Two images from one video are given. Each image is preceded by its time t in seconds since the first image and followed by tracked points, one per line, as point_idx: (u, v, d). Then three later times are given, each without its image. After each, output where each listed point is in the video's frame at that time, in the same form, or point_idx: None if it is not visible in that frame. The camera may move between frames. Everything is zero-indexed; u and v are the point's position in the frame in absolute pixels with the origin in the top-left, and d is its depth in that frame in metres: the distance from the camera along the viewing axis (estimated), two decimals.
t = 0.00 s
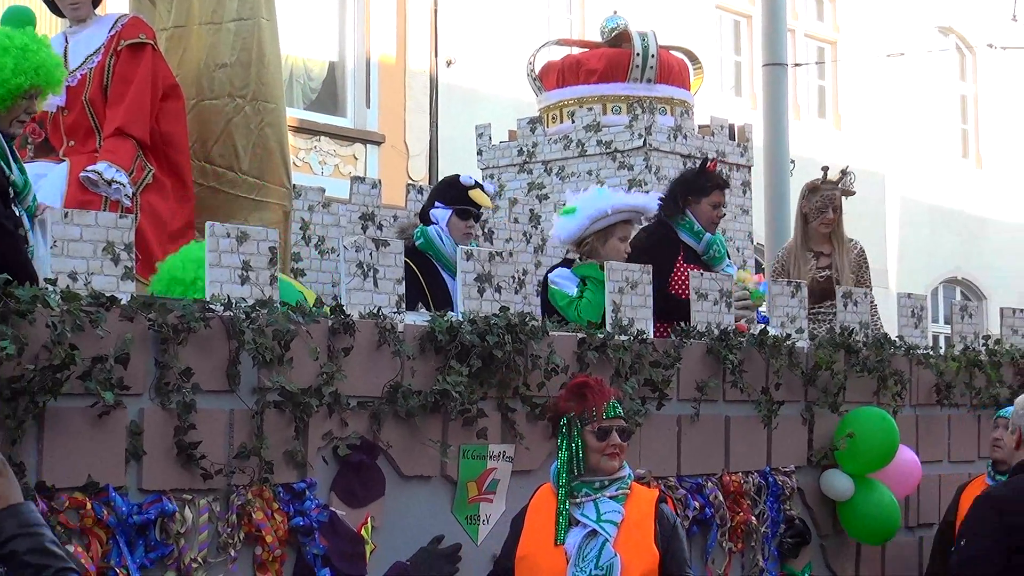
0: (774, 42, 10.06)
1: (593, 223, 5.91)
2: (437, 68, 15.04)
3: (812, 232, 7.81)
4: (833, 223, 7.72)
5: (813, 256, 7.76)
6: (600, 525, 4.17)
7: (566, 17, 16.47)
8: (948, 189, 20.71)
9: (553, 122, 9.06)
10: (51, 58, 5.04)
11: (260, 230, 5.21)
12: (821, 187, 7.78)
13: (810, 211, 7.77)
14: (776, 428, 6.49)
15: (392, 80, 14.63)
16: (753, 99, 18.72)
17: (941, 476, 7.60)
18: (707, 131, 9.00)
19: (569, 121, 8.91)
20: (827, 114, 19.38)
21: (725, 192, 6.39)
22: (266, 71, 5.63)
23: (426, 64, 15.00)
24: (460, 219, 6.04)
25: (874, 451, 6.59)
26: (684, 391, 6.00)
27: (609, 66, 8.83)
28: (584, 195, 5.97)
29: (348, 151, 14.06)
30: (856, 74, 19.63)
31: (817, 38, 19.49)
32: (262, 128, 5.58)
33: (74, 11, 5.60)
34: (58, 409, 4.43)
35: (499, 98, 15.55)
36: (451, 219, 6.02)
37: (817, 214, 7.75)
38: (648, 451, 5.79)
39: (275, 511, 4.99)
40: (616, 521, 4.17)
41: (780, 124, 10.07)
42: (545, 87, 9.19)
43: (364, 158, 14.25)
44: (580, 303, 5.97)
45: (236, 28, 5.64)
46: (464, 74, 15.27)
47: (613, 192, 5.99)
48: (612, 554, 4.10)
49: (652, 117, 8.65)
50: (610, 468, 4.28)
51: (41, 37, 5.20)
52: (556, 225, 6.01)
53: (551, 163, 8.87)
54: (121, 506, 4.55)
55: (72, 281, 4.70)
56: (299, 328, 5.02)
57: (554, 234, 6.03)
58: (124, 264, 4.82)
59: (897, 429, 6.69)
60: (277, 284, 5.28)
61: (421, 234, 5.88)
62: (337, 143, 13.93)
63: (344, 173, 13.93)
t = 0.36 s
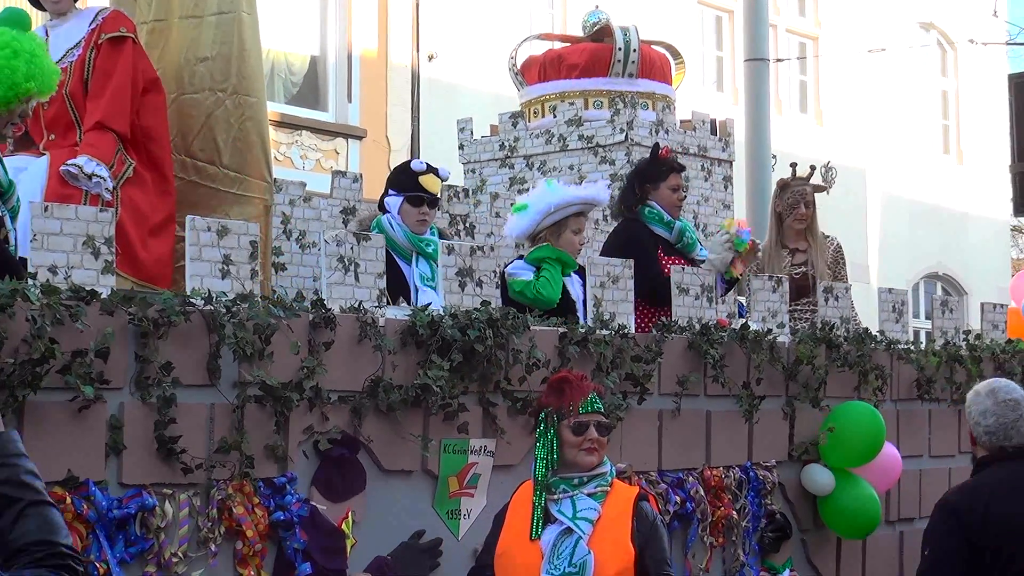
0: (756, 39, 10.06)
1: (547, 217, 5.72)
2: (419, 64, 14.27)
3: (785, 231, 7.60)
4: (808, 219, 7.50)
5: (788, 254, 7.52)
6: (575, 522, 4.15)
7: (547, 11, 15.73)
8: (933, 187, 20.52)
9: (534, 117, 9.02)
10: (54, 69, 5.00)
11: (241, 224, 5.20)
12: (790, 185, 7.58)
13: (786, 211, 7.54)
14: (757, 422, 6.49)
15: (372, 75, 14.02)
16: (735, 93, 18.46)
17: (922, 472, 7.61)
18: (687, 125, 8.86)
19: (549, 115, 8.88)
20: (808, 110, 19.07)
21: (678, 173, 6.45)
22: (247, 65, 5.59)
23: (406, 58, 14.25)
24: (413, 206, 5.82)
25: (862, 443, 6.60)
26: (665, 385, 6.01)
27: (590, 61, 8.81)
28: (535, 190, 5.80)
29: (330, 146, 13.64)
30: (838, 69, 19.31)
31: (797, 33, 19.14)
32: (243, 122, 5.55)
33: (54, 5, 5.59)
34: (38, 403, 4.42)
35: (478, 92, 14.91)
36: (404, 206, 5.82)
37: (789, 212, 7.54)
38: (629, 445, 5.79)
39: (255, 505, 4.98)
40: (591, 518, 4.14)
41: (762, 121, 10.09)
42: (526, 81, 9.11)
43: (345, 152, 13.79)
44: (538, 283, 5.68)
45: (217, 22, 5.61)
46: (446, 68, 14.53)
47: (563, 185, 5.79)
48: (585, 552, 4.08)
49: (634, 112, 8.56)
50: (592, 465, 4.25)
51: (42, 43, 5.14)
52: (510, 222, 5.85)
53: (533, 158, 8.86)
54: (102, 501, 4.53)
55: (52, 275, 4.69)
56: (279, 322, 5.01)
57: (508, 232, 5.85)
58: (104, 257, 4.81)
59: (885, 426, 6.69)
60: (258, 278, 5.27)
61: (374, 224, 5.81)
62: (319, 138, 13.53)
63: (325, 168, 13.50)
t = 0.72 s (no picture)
0: (738, 31, 10.06)
1: (511, 214, 5.89)
2: (401, 58, 14.27)
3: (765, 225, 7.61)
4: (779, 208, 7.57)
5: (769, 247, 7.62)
6: (553, 518, 4.14)
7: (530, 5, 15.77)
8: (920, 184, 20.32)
9: (517, 110, 8.98)
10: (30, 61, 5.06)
11: (223, 217, 5.19)
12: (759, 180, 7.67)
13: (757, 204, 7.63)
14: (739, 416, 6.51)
15: (354, 68, 14.00)
16: (717, 88, 18.36)
17: (903, 466, 7.64)
18: (670, 119, 8.94)
19: (531, 110, 8.85)
20: (790, 104, 18.80)
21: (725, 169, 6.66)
22: (229, 57, 5.60)
23: (389, 53, 14.27)
24: (399, 196, 5.96)
25: (847, 433, 6.61)
26: (648, 378, 6.02)
27: (572, 56, 8.79)
28: (504, 187, 5.97)
29: (311, 140, 13.50)
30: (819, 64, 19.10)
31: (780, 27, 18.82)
32: (224, 116, 5.57)
33: None
34: (18, 397, 4.41)
35: (460, 85, 14.79)
36: (391, 196, 5.95)
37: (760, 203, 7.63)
38: (611, 439, 5.80)
39: (237, 500, 4.97)
40: (569, 514, 4.13)
41: (744, 111, 9.90)
42: (509, 75, 9.09)
43: (327, 147, 13.69)
44: (501, 262, 5.77)
45: (199, 15, 5.61)
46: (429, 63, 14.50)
47: (530, 182, 5.98)
48: (562, 547, 4.07)
49: (616, 105, 8.57)
50: (567, 459, 4.25)
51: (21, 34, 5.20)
52: (477, 219, 6.01)
53: (515, 152, 8.81)
54: (83, 495, 4.53)
55: (33, 268, 4.67)
56: (261, 316, 5.00)
57: (475, 228, 6.02)
58: (85, 251, 4.80)
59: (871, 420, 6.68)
60: (239, 271, 5.28)
61: (364, 218, 5.91)
62: (301, 132, 13.39)
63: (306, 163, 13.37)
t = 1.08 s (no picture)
0: (721, 27, 10.07)
1: (490, 212, 5.92)
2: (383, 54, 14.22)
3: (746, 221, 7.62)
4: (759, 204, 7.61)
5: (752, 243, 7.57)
6: (533, 514, 4.15)
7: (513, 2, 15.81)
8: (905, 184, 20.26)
9: (499, 107, 8.89)
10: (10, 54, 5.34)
11: (204, 212, 5.19)
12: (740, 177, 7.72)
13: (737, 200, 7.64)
14: (722, 413, 6.52)
15: (337, 64, 13.98)
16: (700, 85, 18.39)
17: (885, 462, 7.66)
18: (652, 115, 8.78)
19: (514, 106, 8.77)
20: (774, 101, 18.59)
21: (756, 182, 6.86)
22: (211, 52, 5.58)
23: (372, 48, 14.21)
24: (396, 193, 5.98)
25: (830, 429, 6.63)
26: (630, 375, 6.02)
27: (555, 51, 8.67)
28: (485, 184, 5.99)
29: (292, 135, 13.55)
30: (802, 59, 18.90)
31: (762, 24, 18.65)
32: (206, 111, 5.53)
33: None
34: None
35: (443, 82, 14.70)
36: (388, 192, 5.97)
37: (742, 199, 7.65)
38: (593, 435, 5.80)
39: (218, 495, 4.96)
40: (549, 510, 4.13)
41: (727, 106, 9.93)
42: (492, 71, 8.98)
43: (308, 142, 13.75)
44: (482, 261, 5.77)
45: (181, 10, 5.58)
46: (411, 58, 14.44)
47: (512, 178, 5.95)
48: (542, 543, 4.07)
49: (598, 101, 8.45)
50: (546, 455, 4.27)
51: None
52: (459, 215, 6.05)
53: (498, 148, 8.76)
54: (63, 491, 4.52)
55: (13, 263, 4.65)
56: (243, 312, 4.99)
57: (456, 224, 6.06)
58: (66, 246, 4.78)
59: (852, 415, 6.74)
60: (221, 267, 5.27)
61: (364, 215, 5.87)
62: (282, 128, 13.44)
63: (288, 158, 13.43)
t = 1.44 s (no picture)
0: (708, 18, 9.96)
1: (481, 204, 5.75)
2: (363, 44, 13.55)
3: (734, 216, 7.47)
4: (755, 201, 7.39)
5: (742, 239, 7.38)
6: (511, 515, 4.03)
7: None
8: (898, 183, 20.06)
9: (481, 99, 8.68)
10: None
11: (179, 206, 5.07)
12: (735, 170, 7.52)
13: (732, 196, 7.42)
14: (709, 412, 6.41)
15: (315, 55, 13.31)
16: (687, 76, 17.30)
17: (875, 463, 7.56)
18: (637, 108, 8.69)
19: (496, 98, 8.56)
20: (762, 95, 17.96)
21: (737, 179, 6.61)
22: (185, 41, 5.48)
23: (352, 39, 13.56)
24: (380, 189, 5.78)
25: (819, 428, 6.51)
26: (615, 373, 5.90)
27: (538, 43, 8.47)
28: (473, 174, 5.83)
29: (270, 128, 12.79)
30: (791, 51, 18.33)
31: (750, 15, 18.00)
32: (181, 103, 5.42)
33: None
34: None
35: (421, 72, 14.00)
36: (373, 188, 5.79)
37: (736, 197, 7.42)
38: (577, 435, 5.68)
39: (192, 496, 4.84)
40: (527, 510, 4.03)
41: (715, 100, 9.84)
42: (474, 62, 8.76)
43: (287, 134, 12.95)
44: (487, 265, 5.59)
45: None
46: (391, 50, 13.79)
47: (500, 170, 5.81)
48: (520, 543, 3.96)
49: (583, 94, 8.29)
50: (515, 454, 4.14)
51: None
52: (446, 208, 5.87)
53: (480, 141, 8.57)
54: (34, 491, 4.39)
55: None
56: (218, 308, 4.87)
57: (443, 216, 5.88)
58: (37, 241, 4.65)
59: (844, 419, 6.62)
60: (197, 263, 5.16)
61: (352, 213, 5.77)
62: (258, 120, 12.66)
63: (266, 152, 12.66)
